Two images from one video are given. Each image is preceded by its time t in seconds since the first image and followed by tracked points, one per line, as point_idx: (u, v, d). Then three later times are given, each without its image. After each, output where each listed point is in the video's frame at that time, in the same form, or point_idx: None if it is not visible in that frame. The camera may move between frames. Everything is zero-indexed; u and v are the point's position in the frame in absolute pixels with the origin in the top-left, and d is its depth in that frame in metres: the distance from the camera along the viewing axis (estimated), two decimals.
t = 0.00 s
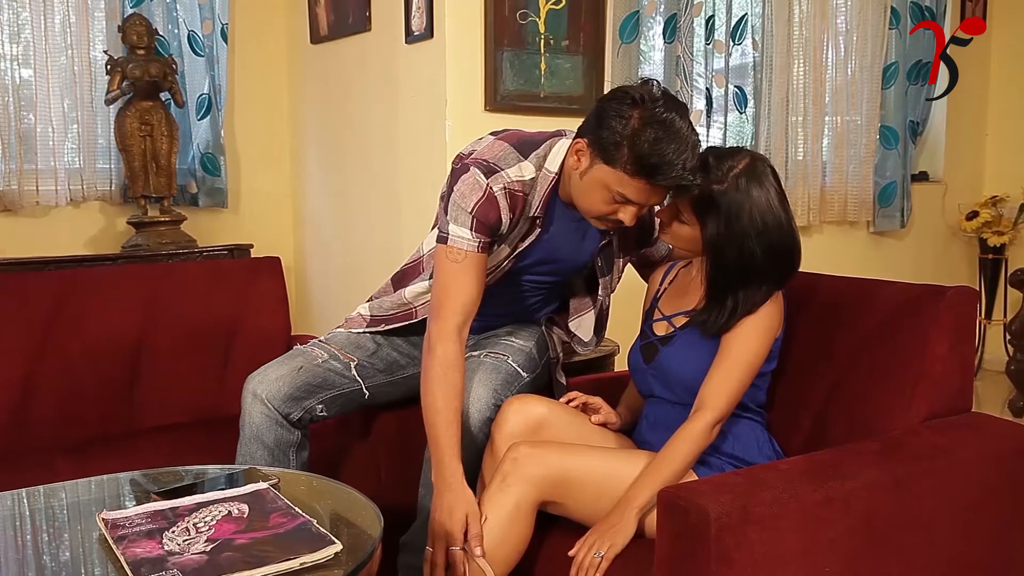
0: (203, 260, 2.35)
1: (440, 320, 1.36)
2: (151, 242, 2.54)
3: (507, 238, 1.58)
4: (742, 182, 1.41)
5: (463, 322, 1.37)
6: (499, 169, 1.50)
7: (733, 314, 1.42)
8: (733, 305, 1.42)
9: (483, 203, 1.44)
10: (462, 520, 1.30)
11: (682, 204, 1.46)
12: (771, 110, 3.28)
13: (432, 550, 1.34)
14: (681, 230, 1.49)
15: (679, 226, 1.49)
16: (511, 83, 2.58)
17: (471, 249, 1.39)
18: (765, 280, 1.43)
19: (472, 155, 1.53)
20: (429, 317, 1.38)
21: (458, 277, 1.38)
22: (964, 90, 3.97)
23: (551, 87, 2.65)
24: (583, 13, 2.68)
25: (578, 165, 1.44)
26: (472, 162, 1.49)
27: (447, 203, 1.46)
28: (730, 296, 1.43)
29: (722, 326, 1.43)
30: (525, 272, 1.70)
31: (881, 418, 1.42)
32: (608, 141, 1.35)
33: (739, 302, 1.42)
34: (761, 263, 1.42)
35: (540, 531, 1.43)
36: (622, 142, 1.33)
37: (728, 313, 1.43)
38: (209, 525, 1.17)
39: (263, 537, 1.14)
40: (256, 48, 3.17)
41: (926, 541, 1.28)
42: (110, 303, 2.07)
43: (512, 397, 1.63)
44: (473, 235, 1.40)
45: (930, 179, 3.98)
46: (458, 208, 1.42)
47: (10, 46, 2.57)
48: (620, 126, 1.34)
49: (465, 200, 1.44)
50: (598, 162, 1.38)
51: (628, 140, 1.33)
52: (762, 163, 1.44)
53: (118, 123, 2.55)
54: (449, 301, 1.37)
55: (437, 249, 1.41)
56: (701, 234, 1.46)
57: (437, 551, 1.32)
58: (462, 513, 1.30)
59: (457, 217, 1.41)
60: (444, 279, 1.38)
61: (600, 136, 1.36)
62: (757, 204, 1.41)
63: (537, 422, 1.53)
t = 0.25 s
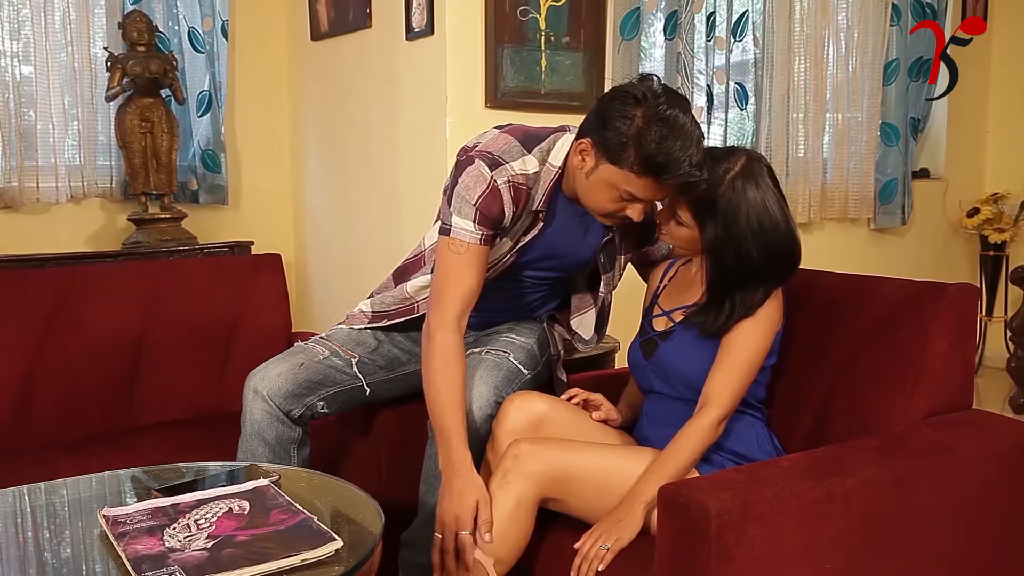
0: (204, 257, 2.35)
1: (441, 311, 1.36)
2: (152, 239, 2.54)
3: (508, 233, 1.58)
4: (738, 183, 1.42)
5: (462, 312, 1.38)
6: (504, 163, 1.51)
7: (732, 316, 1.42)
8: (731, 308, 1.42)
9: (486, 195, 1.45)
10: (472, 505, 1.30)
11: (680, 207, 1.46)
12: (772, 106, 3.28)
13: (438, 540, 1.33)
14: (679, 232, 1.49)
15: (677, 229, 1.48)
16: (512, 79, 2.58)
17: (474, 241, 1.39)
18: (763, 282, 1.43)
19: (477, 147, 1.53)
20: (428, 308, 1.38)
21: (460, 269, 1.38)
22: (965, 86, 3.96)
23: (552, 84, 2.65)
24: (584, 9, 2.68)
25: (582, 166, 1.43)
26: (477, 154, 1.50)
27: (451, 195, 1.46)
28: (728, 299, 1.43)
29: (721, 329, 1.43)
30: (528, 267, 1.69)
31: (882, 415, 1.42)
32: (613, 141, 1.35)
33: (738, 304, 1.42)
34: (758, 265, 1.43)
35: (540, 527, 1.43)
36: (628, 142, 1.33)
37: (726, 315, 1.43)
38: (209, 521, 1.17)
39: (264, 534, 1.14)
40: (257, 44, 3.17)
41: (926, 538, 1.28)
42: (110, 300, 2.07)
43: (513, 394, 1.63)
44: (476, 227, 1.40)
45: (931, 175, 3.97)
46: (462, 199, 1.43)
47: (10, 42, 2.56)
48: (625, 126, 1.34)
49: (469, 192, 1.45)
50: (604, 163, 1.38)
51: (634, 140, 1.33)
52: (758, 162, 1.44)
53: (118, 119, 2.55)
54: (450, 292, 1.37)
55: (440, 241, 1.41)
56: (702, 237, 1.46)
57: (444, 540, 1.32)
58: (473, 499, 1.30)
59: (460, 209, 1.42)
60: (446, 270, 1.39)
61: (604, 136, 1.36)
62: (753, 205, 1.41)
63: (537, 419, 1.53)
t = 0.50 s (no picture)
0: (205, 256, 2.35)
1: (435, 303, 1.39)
2: (154, 238, 2.54)
3: (508, 227, 1.59)
4: (734, 184, 1.42)
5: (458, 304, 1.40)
6: (503, 156, 1.52)
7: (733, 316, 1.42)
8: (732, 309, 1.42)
9: (485, 188, 1.46)
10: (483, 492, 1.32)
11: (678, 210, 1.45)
12: (774, 105, 3.28)
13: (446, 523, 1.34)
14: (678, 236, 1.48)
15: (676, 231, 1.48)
16: (514, 78, 2.58)
17: (471, 235, 1.42)
18: (761, 284, 1.43)
19: (476, 142, 1.55)
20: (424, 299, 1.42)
21: (456, 261, 1.41)
22: (967, 84, 3.96)
23: (553, 82, 2.65)
24: (586, 7, 2.68)
25: (586, 170, 1.44)
26: (476, 148, 1.51)
27: (450, 188, 1.48)
28: (728, 300, 1.43)
29: (721, 331, 1.43)
30: (528, 263, 1.70)
31: (883, 413, 1.42)
32: (617, 145, 1.35)
33: (739, 306, 1.42)
34: (756, 266, 1.42)
35: (541, 525, 1.44)
36: (632, 145, 1.33)
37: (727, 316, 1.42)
38: (211, 520, 1.17)
39: (265, 532, 1.14)
40: (258, 43, 3.17)
41: (927, 536, 1.28)
42: (111, 298, 2.07)
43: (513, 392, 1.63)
44: (474, 221, 1.42)
45: (933, 174, 3.97)
46: (460, 192, 1.45)
47: (12, 41, 2.56)
48: (628, 129, 1.33)
49: (467, 185, 1.46)
50: (610, 167, 1.38)
51: (638, 143, 1.33)
52: (754, 163, 1.44)
53: (120, 118, 2.55)
54: (445, 284, 1.40)
55: (438, 234, 1.44)
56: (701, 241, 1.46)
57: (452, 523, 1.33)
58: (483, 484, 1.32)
59: (458, 202, 1.44)
60: (444, 263, 1.41)
61: (607, 139, 1.36)
62: (749, 206, 1.41)
63: (538, 417, 1.53)
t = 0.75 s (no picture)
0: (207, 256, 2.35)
1: (426, 295, 1.44)
2: (155, 237, 2.54)
3: (504, 223, 1.61)
4: (730, 186, 1.41)
5: (450, 293, 1.45)
6: (499, 152, 1.56)
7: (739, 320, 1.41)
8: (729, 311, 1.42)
9: (481, 183, 1.50)
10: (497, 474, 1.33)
11: (674, 211, 1.47)
12: (775, 104, 3.28)
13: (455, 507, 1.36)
14: (678, 238, 1.49)
15: (673, 232, 1.49)
16: (515, 77, 2.58)
17: (465, 229, 1.46)
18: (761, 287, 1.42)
19: (474, 138, 1.59)
20: (416, 288, 1.46)
21: (449, 253, 1.46)
22: (969, 83, 3.96)
23: (554, 82, 2.65)
24: (587, 6, 2.68)
25: (588, 171, 1.46)
26: (473, 143, 1.55)
27: (447, 182, 1.52)
28: (728, 302, 1.43)
29: (729, 333, 1.42)
30: (528, 259, 1.71)
31: (885, 412, 1.42)
32: (621, 147, 1.36)
33: (741, 310, 1.41)
34: (753, 267, 1.42)
35: (543, 525, 1.44)
36: (636, 148, 1.35)
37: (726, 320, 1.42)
38: (213, 519, 1.17)
39: (267, 531, 1.14)
40: (260, 42, 3.16)
41: (929, 536, 1.28)
42: (113, 298, 2.07)
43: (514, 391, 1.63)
44: (468, 216, 1.47)
45: (934, 173, 3.97)
46: (456, 187, 1.49)
47: (13, 40, 2.56)
48: (630, 131, 1.35)
49: (464, 180, 1.50)
50: (614, 169, 1.40)
51: (641, 146, 1.35)
52: (750, 163, 1.44)
53: (121, 117, 2.55)
54: (437, 275, 1.44)
55: (433, 227, 1.48)
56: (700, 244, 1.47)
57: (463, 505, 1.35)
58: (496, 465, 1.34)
59: (454, 197, 1.48)
60: (437, 255, 1.46)
61: (610, 142, 1.38)
62: (746, 208, 1.41)
63: (539, 416, 1.53)
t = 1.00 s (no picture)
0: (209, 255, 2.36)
1: (422, 290, 1.44)
2: (157, 237, 2.54)
3: (503, 221, 1.62)
4: (727, 186, 1.41)
5: (445, 288, 1.46)
6: (497, 150, 1.58)
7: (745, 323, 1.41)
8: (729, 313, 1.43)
9: (479, 181, 1.52)
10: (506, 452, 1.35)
11: (673, 211, 1.47)
12: (777, 104, 3.27)
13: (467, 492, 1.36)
14: (678, 240, 1.49)
15: (673, 232, 1.49)
16: (517, 76, 2.58)
17: (462, 227, 1.48)
18: (760, 287, 1.42)
19: (472, 136, 1.61)
20: (411, 283, 1.47)
21: (446, 250, 1.47)
22: (971, 83, 3.95)
23: (556, 81, 2.65)
24: (589, 6, 2.67)
25: (592, 170, 1.48)
26: (471, 142, 1.58)
27: (445, 180, 1.54)
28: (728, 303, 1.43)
29: (732, 332, 1.42)
30: (528, 258, 1.71)
31: (888, 412, 1.42)
32: (628, 148, 1.39)
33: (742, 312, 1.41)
34: (751, 267, 1.42)
35: (545, 524, 1.44)
36: (643, 148, 1.37)
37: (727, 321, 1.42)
38: (215, 518, 1.17)
39: (269, 531, 1.14)
40: (261, 42, 3.16)
41: (932, 536, 1.28)
42: (115, 297, 2.07)
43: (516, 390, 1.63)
44: (466, 213, 1.48)
45: (936, 173, 3.96)
46: (454, 185, 1.51)
47: (16, 40, 2.57)
48: (637, 132, 1.37)
49: (462, 177, 1.52)
50: (619, 168, 1.43)
51: (648, 147, 1.37)
52: (748, 163, 1.44)
53: (123, 117, 2.55)
54: (433, 271, 1.46)
55: (430, 224, 1.50)
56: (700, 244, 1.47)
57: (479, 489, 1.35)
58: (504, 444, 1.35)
59: (451, 195, 1.50)
60: (434, 251, 1.47)
61: (617, 142, 1.40)
62: (745, 209, 1.41)
63: (541, 415, 1.52)
